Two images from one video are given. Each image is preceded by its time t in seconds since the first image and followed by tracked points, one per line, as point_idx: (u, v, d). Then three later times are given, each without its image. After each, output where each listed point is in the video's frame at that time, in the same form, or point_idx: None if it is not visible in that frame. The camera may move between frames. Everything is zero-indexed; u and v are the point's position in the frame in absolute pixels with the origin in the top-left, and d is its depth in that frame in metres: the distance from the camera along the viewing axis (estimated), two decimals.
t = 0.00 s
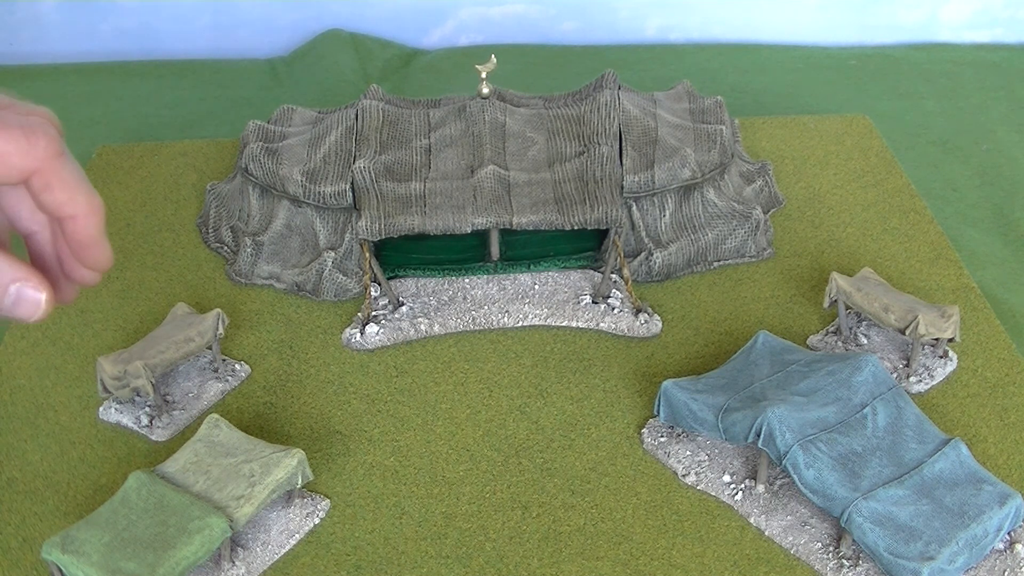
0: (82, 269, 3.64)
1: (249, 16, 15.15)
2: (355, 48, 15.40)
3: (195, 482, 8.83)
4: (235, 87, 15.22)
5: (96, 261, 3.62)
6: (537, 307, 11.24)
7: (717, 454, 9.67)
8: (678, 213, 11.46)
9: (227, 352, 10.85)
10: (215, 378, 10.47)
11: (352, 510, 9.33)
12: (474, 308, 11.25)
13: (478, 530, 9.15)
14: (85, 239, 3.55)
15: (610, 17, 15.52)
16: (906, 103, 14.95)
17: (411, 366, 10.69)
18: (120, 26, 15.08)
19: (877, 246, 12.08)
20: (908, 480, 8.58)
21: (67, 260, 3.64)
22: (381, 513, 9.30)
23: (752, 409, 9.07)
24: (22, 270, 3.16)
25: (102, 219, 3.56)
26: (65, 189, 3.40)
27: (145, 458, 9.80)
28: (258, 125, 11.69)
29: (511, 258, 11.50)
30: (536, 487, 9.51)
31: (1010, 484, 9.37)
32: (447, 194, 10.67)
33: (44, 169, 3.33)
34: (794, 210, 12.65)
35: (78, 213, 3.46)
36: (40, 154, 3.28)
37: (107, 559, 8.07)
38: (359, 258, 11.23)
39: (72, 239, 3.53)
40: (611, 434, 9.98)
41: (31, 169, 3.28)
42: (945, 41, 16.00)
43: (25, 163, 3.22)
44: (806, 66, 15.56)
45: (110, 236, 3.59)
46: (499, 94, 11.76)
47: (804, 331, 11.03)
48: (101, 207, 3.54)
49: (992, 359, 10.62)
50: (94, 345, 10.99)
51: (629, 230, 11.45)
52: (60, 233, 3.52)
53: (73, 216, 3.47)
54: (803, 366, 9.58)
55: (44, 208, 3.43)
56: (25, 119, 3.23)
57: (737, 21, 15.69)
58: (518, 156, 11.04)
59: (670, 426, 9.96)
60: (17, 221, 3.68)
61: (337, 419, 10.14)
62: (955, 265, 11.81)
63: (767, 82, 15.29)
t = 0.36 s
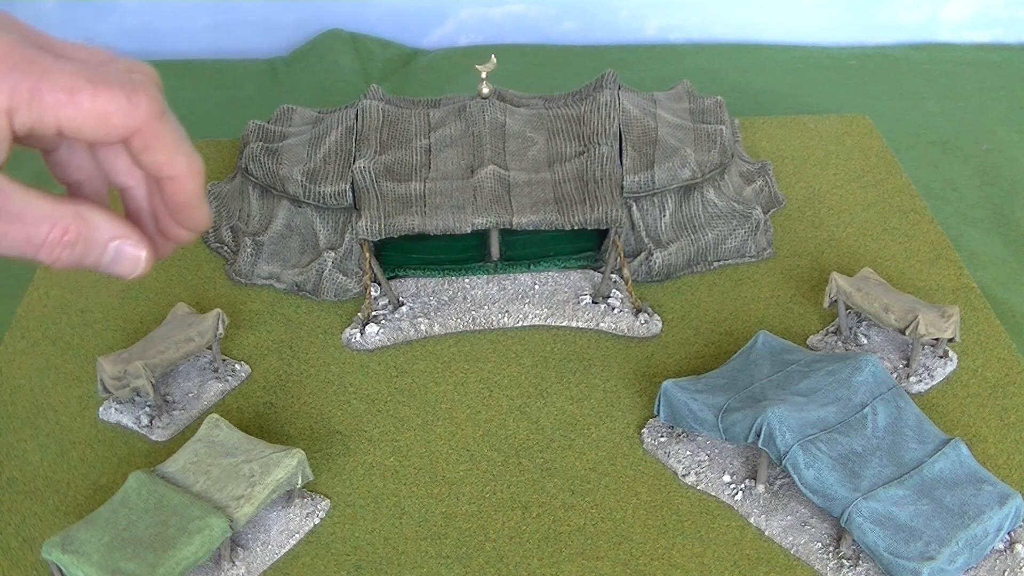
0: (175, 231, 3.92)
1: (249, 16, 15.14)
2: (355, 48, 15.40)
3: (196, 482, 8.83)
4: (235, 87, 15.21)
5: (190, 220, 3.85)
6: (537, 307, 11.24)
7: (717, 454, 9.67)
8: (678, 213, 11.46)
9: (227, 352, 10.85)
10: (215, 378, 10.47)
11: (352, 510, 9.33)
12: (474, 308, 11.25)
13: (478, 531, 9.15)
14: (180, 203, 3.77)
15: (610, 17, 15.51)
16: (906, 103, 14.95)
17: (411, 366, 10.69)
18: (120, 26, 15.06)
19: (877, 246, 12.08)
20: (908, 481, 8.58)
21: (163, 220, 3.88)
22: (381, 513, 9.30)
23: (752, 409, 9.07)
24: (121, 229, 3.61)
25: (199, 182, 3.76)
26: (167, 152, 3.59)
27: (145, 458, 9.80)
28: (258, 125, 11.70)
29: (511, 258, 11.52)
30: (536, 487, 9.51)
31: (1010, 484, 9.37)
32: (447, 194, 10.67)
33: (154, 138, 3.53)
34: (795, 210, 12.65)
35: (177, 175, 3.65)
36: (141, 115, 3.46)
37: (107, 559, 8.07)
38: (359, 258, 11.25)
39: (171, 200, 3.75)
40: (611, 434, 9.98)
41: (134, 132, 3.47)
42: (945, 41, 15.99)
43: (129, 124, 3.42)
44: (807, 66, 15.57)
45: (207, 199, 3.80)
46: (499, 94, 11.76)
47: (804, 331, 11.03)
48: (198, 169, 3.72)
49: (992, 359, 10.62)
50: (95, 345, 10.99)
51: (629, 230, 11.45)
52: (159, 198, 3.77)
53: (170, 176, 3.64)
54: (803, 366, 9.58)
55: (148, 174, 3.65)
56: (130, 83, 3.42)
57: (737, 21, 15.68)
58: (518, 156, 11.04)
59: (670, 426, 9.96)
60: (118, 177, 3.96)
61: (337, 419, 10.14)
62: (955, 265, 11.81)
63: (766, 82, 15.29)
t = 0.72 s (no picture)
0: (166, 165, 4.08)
1: (249, 16, 15.13)
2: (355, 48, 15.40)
3: (195, 482, 8.83)
4: (235, 87, 15.21)
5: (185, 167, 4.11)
6: (537, 307, 11.24)
7: (717, 454, 9.67)
8: (678, 213, 11.46)
9: (227, 352, 10.85)
10: (215, 378, 10.47)
11: (352, 510, 9.33)
12: (474, 308, 11.25)
13: (478, 531, 9.15)
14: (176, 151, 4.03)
15: (610, 17, 15.51)
16: (906, 103, 14.96)
17: (411, 366, 10.68)
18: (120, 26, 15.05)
19: (877, 246, 12.08)
20: (908, 481, 8.58)
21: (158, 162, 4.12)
22: (381, 513, 9.30)
23: (752, 409, 9.07)
24: (118, 176, 3.77)
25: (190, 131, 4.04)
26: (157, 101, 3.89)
27: (145, 458, 9.80)
28: (258, 125, 11.70)
29: (511, 258, 11.51)
30: (536, 487, 9.51)
31: (1010, 484, 9.37)
32: (447, 194, 10.67)
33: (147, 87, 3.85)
34: (795, 210, 12.64)
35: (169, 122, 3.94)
36: (135, 65, 3.78)
37: (107, 559, 8.07)
38: (359, 258, 11.24)
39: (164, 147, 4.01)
40: (611, 434, 9.98)
41: (129, 81, 3.79)
42: (945, 41, 15.99)
43: (123, 72, 3.73)
44: (807, 66, 15.57)
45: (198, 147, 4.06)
46: (499, 94, 11.76)
47: (804, 331, 11.03)
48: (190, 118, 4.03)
49: (992, 359, 10.63)
50: (94, 345, 10.98)
51: (629, 230, 11.45)
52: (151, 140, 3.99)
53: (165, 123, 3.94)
54: (803, 366, 9.58)
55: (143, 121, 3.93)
56: (123, 34, 3.70)
57: (737, 21, 15.68)
58: (518, 156, 11.04)
59: (670, 426, 9.96)
60: (109, 133, 4.29)
61: (337, 419, 10.14)
62: (955, 265, 11.81)
63: (766, 82, 15.29)
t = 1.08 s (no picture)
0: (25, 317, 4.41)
1: (249, 16, 15.13)
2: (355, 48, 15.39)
3: (195, 482, 8.83)
4: (235, 87, 15.21)
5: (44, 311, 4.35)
6: (537, 307, 11.24)
7: (717, 454, 9.67)
8: (678, 213, 11.47)
9: (227, 352, 10.85)
10: (215, 378, 10.47)
11: (352, 510, 9.33)
12: (474, 308, 11.25)
13: (478, 531, 9.15)
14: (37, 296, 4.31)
15: (610, 17, 15.52)
16: (906, 103, 14.96)
17: (411, 366, 10.69)
18: (120, 26, 15.05)
19: (877, 246, 12.08)
20: (908, 480, 8.58)
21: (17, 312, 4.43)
22: (381, 513, 9.30)
23: (752, 409, 9.07)
24: None
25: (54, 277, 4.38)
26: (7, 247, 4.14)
27: (146, 458, 9.80)
28: (258, 125, 11.69)
29: (511, 258, 11.50)
30: (536, 487, 9.51)
31: (1010, 484, 9.37)
32: (447, 194, 10.67)
33: None
34: (795, 210, 12.65)
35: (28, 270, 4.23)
36: None
37: (107, 559, 8.07)
38: (359, 258, 11.24)
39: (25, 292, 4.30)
40: (611, 434, 9.98)
41: None
42: (945, 41, 15.99)
43: None
44: (807, 66, 15.57)
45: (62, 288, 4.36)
46: (499, 94, 11.76)
47: (804, 331, 11.03)
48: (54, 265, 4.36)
49: (992, 359, 10.63)
50: (94, 345, 10.99)
51: (629, 230, 11.46)
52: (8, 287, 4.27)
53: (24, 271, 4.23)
54: (803, 366, 9.58)
55: None
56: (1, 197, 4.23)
57: (737, 21, 15.69)
58: (518, 156, 11.04)
59: (670, 426, 9.96)
60: None
61: (337, 419, 10.14)
62: (955, 265, 11.81)
63: (766, 82, 15.29)
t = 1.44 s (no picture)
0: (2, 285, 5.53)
1: (249, 16, 15.14)
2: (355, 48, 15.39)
3: (195, 482, 8.83)
4: (236, 87, 15.22)
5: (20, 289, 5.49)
6: (537, 307, 11.24)
7: (717, 454, 9.67)
8: (678, 213, 11.46)
9: (227, 352, 10.86)
10: (215, 378, 10.47)
11: (352, 510, 9.32)
12: (474, 308, 11.25)
13: (478, 531, 9.15)
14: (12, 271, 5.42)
15: (610, 17, 15.54)
16: (906, 103, 14.96)
17: (411, 366, 10.68)
18: (120, 26, 15.05)
19: (877, 246, 12.08)
20: (908, 480, 8.58)
21: None
22: (381, 513, 9.30)
23: (752, 409, 9.07)
24: None
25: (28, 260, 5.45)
26: None
27: (146, 458, 9.80)
28: (258, 125, 11.69)
29: (511, 258, 11.49)
30: (536, 488, 9.51)
31: (1010, 484, 9.38)
32: (447, 194, 10.67)
33: None
34: (794, 210, 12.65)
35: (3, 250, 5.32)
36: None
37: (107, 559, 8.07)
38: (359, 258, 11.24)
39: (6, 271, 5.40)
40: (611, 434, 9.98)
41: None
42: (945, 41, 15.99)
43: None
44: (806, 66, 15.56)
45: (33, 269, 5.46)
46: (499, 94, 11.75)
47: (804, 331, 11.03)
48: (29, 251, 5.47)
49: (992, 359, 10.63)
50: (94, 345, 10.99)
51: (629, 230, 11.46)
52: None
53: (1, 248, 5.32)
54: (803, 366, 9.57)
55: None
56: None
57: (737, 21, 15.69)
58: (518, 156, 11.04)
59: (670, 426, 9.96)
60: None
61: (337, 419, 10.14)
62: (955, 265, 11.81)
63: (766, 82, 15.29)
